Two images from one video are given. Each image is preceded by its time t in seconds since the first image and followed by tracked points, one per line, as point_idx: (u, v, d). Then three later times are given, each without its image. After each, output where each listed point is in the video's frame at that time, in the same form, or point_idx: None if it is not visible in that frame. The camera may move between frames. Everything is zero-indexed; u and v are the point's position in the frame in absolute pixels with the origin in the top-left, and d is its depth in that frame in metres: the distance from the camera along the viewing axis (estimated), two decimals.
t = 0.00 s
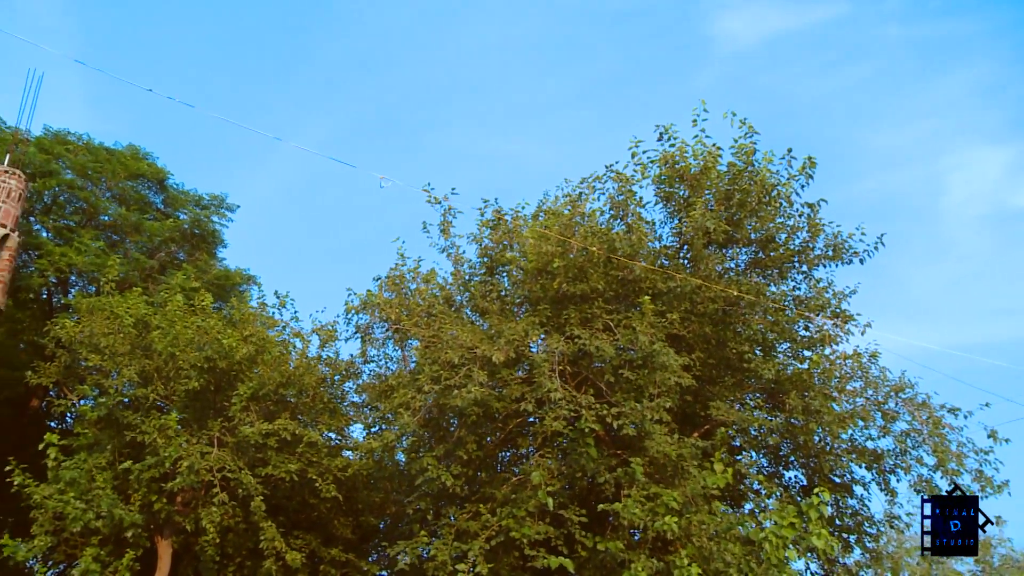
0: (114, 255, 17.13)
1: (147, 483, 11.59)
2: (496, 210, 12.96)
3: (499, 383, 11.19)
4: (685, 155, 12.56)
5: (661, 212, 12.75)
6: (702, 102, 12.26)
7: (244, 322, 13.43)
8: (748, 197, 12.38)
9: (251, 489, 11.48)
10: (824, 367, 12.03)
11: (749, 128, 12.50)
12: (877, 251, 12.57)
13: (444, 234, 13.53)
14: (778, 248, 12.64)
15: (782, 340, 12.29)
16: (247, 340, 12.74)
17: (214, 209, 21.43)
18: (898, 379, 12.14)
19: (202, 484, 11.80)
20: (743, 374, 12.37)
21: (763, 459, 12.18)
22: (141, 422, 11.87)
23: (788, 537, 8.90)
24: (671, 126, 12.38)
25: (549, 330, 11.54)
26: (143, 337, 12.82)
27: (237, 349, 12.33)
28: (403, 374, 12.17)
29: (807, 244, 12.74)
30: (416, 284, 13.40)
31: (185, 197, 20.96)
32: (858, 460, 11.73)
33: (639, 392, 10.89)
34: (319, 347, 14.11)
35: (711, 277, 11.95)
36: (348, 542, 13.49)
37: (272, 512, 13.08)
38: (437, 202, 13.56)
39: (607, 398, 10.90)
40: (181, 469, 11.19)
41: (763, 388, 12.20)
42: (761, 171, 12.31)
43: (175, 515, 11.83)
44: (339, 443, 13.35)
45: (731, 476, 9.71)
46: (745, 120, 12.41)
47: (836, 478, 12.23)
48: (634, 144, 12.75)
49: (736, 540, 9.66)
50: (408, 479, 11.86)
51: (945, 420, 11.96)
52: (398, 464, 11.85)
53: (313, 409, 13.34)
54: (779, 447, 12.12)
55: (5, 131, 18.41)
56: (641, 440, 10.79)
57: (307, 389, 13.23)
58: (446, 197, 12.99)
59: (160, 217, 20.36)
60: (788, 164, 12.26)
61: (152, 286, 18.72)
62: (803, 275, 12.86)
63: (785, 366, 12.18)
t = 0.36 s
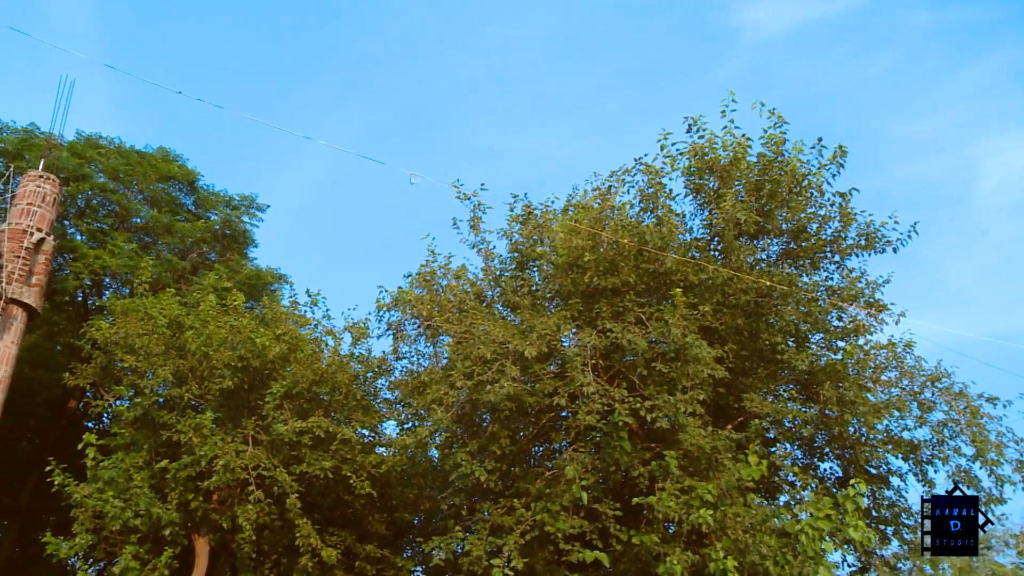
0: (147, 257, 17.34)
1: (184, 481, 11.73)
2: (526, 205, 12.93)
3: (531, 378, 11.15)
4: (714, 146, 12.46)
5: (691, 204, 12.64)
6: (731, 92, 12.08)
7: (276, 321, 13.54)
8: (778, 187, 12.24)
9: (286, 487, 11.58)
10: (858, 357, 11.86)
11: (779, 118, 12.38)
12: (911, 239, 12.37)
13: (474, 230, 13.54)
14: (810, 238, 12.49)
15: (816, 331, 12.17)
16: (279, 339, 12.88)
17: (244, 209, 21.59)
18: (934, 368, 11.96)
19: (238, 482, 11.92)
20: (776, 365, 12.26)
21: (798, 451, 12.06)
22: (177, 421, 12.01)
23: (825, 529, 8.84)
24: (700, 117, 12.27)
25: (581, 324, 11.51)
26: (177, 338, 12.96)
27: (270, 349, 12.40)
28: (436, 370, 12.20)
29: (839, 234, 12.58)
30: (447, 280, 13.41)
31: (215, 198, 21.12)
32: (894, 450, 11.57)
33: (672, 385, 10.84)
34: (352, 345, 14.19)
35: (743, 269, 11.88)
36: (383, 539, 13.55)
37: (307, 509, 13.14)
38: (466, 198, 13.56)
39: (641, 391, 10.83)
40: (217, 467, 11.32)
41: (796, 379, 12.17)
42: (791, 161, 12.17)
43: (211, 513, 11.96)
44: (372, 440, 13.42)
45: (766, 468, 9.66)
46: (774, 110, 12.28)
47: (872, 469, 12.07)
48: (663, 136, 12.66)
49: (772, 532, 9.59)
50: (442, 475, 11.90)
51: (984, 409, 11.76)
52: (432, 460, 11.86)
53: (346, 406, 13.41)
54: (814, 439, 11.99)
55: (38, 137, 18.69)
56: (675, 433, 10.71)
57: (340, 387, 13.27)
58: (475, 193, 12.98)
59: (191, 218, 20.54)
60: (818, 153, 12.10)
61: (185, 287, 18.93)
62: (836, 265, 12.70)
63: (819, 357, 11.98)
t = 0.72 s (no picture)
0: (180, 260, 17.54)
1: (221, 481, 11.84)
2: (556, 201, 12.89)
3: (565, 374, 11.14)
4: (744, 138, 12.32)
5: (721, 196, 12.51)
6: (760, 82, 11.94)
7: (309, 321, 13.62)
8: (810, 177, 12.06)
9: (322, 486, 11.66)
10: (893, 348, 11.67)
11: (809, 108, 12.22)
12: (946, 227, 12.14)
13: (504, 226, 13.53)
14: (843, 228, 12.30)
15: (850, 322, 11.96)
16: (312, 339, 12.92)
17: (275, 210, 21.73)
18: (973, 358, 11.73)
19: (274, 482, 12.01)
20: (810, 357, 12.12)
21: (834, 443, 11.91)
22: (213, 423, 12.13)
23: (864, 523, 8.70)
24: (729, 109, 12.13)
25: (614, 319, 11.46)
26: (211, 339, 13.09)
27: (304, 349, 12.49)
28: (469, 368, 12.21)
29: (872, 223, 12.38)
30: (478, 277, 13.41)
31: (246, 200, 21.28)
32: (932, 441, 11.37)
33: (706, 378, 10.75)
34: (385, 344, 14.24)
35: (775, 260, 11.76)
36: (419, 537, 13.59)
37: (344, 508, 13.17)
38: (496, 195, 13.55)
39: (674, 386, 10.77)
40: (253, 467, 11.41)
41: (831, 371, 11.98)
42: (822, 151, 11.97)
43: (248, 513, 12.06)
44: (406, 438, 13.45)
45: (802, 461, 9.52)
46: (804, 99, 12.11)
47: (910, 461, 11.88)
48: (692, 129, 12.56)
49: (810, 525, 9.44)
50: (477, 472, 11.92)
51: None
52: (466, 458, 11.87)
53: (380, 405, 13.45)
54: (850, 430, 11.83)
55: (72, 144, 18.98)
56: (710, 427, 10.62)
57: (373, 386, 13.32)
58: (505, 190, 12.97)
59: (222, 220, 20.74)
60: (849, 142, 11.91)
61: (218, 289, 19.12)
62: (869, 255, 12.50)
63: (854, 348, 11.76)
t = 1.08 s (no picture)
0: (211, 264, 17.73)
1: (256, 482, 11.94)
2: (584, 197, 12.84)
3: (597, 370, 11.09)
4: (773, 130, 12.20)
5: (751, 189, 12.40)
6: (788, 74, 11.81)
7: (340, 322, 13.68)
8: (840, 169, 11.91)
9: (356, 486, 11.72)
10: (928, 340, 11.44)
11: (838, 99, 12.10)
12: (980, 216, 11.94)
13: (534, 224, 13.52)
14: (874, 219, 12.11)
15: (883, 314, 11.71)
16: (344, 340, 12.98)
17: (304, 212, 21.87)
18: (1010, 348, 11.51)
19: (308, 482, 12.09)
20: (843, 349, 11.96)
21: (869, 436, 11.75)
22: (247, 424, 12.23)
23: (900, 516, 8.55)
24: (757, 102, 12.04)
25: (645, 314, 11.40)
26: (244, 341, 13.19)
27: (336, 349, 12.56)
28: (501, 366, 12.20)
29: (904, 214, 12.18)
30: (508, 275, 13.40)
31: (275, 203, 21.42)
32: (970, 433, 11.18)
33: (739, 372, 10.67)
34: (416, 343, 14.28)
35: (806, 253, 11.60)
36: (453, 535, 13.60)
37: (378, 508, 13.21)
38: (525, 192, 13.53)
39: (707, 380, 10.67)
40: (288, 468, 11.49)
41: (864, 362, 11.76)
42: (852, 142, 11.83)
43: (284, 513, 12.15)
44: (439, 437, 13.49)
45: (837, 454, 9.40)
46: (833, 90, 11.99)
47: (948, 453, 11.69)
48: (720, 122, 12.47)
49: (846, 519, 9.30)
50: (510, 470, 11.91)
51: None
52: (499, 456, 11.94)
53: (412, 405, 13.47)
54: (885, 423, 11.66)
55: (103, 150, 19.21)
56: (743, 422, 10.52)
57: (405, 385, 13.34)
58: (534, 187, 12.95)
59: (252, 223, 20.90)
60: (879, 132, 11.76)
61: (249, 291, 19.29)
62: (901, 246, 12.32)
63: (889, 340, 11.54)
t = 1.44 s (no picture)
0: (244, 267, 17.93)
1: (294, 482, 12.03)
2: (615, 191, 12.77)
3: (632, 365, 11.02)
4: (803, 119, 12.06)
5: (782, 179, 12.26)
6: (818, 61, 11.69)
7: (373, 322, 13.74)
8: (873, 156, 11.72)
9: (393, 484, 11.77)
10: (967, 327, 11.25)
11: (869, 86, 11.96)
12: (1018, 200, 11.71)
13: (565, 219, 13.49)
14: (909, 206, 11.91)
15: (920, 301, 11.55)
16: (378, 339, 13.03)
17: (335, 213, 21.99)
18: None
19: (346, 481, 12.16)
20: (879, 339, 11.79)
21: (908, 426, 11.56)
22: (284, 425, 12.33)
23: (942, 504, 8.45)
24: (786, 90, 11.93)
25: (679, 307, 11.32)
26: (279, 343, 13.29)
27: (370, 349, 12.62)
28: (536, 361, 12.18)
29: (940, 200, 11.98)
30: (541, 271, 13.38)
31: (306, 204, 21.56)
32: (1013, 422, 10.94)
33: (775, 363, 10.55)
34: (450, 341, 14.32)
35: (840, 242, 11.38)
36: (490, 532, 13.61)
37: (416, 506, 13.25)
38: (556, 188, 13.52)
39: (742, 372, 10.56)
40: (325, 468, 11.55)
41: (902, 351, 11.61)
42: (884, 128, 11.66)
43: (322, 513, 12.24)
44: (475, 434, 13.50)
45: (877, 444, 9.28)
46: (863, 77, 11.84)
47: (990, 442, 11.47)
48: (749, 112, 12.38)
49: (887, 510, 9.15)
50: (546, 466, 12.01)
51: None
52: (534, 452, 12.15)
53: (447, 402, 13.49)
54: (924, 412, 11.46)
55: (136, 157, 19.49)
56: (780, 413, 10.41)
57: (440, 383, 13.38)
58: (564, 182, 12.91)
59: (284, 225, 21.06)
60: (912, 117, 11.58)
61: (282, 292, 19.45)
62: (937, 232, 12.10)
63: (925, 328, 11.38)
